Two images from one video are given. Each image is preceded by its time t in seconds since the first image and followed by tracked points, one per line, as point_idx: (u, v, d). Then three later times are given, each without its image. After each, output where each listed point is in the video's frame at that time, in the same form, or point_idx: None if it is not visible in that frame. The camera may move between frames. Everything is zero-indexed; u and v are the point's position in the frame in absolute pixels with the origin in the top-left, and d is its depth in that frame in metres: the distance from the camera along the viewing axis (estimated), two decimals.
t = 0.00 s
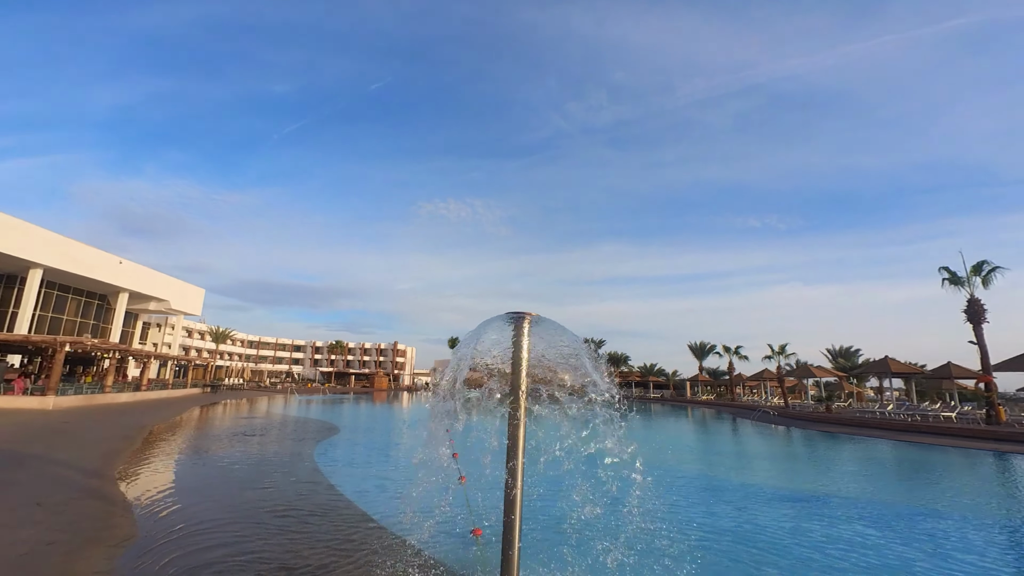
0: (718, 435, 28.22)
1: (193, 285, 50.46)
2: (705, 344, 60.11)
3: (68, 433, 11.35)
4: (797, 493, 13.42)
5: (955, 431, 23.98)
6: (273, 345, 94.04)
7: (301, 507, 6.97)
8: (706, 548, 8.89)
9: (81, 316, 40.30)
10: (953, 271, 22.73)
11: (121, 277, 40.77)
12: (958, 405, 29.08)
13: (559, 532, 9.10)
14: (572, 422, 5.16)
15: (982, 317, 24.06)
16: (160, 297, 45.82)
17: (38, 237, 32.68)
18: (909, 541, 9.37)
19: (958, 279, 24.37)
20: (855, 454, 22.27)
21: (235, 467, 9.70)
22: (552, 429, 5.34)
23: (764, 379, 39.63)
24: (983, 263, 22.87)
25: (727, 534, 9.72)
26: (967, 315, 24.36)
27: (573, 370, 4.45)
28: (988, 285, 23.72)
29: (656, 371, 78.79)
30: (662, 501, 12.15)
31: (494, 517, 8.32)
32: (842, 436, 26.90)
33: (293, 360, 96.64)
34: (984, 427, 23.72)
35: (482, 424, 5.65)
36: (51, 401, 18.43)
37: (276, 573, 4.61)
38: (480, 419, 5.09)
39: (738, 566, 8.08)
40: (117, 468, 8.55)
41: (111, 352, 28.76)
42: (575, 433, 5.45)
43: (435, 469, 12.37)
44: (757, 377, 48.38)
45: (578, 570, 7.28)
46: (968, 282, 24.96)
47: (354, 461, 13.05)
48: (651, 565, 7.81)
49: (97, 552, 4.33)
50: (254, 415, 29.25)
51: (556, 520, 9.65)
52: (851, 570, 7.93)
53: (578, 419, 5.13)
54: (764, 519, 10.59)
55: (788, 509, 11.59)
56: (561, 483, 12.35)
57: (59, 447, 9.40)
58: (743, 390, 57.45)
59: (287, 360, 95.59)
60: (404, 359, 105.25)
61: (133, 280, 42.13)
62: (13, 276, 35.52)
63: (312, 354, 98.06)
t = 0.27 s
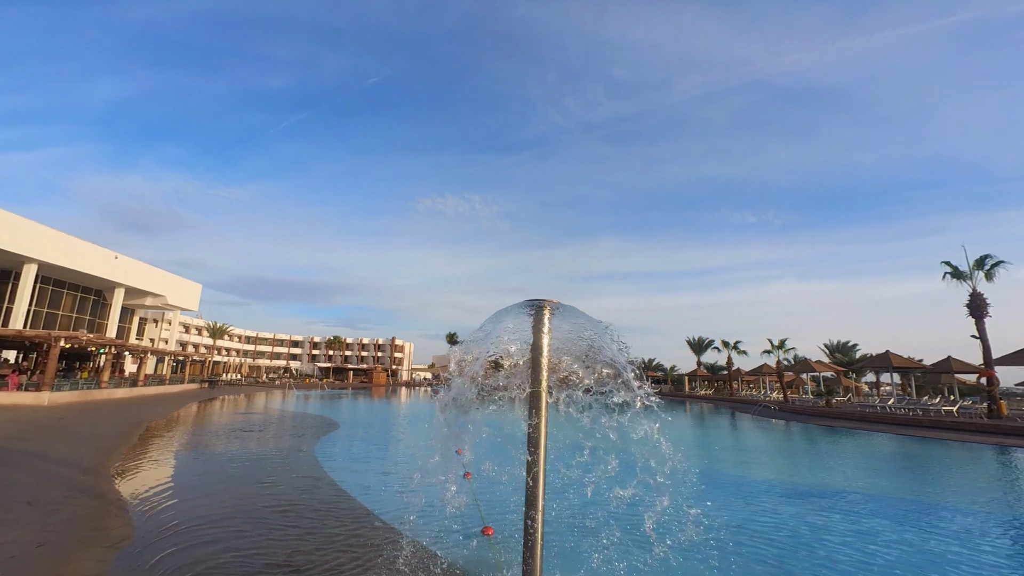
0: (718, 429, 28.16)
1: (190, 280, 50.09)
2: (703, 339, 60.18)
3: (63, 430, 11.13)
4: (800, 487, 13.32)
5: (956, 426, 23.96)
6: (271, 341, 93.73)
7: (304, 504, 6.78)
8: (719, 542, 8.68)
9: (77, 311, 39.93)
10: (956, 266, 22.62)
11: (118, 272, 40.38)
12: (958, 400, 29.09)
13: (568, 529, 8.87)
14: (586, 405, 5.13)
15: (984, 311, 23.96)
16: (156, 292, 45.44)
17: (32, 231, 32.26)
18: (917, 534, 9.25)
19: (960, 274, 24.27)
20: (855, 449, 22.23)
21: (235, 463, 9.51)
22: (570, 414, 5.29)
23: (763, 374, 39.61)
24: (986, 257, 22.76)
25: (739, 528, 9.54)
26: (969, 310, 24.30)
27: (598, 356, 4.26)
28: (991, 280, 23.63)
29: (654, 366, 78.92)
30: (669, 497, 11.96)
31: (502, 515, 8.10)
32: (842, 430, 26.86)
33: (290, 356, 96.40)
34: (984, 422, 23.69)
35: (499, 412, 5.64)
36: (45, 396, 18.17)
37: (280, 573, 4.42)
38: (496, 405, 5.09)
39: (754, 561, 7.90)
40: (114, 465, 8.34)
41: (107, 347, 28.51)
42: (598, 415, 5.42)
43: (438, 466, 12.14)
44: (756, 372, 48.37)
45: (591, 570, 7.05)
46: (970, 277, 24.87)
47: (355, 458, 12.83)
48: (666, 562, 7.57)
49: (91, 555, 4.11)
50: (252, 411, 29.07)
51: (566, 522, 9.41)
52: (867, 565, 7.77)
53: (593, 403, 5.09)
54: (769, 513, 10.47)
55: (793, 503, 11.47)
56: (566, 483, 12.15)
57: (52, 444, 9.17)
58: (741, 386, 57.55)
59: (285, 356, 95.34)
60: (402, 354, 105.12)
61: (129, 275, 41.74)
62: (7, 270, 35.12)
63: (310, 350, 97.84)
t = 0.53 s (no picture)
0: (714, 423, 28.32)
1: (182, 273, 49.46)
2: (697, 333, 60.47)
3: (54, 426, 10.88)
4: (798, 481, 13.36)
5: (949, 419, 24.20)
6: (264, 334, 93.07)
7: (307, 502, 6.62)
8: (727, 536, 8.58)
9: (66, 304, 39.30)
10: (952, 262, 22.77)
11: (107, 264, 39.73)
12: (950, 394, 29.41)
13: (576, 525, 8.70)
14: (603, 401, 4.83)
15: (978, 305, 24.19)
16: (147, 285, 44.81)
17: (19, 223, 31.57)
18: (919, 527, 9.25)
19: (955, 270, 24.43)
20: (850, 442, 22.42)
21: (232, 459, 9.32)
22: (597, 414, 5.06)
23: (758, 369, 39.89)
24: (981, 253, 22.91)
25: (746, 523, 9.45)
26: (964, 305, 24.50)
27: (630, 348, 4.07)
28: (985, 276, 23.81)
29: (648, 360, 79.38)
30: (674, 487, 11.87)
31: (509, 509, 7.95)
32: (836, 423, 27.09)
33: (283, 349, 95.86)
34: (977, 415, 23.95)
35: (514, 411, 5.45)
36: (35, 391, 17.83)
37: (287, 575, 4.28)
38: (517, 409, 4.82)
39: (761, 551, 7.81)
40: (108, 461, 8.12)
41: (98, 341, 28.07)
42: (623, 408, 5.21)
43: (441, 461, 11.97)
44: (749, 366, 48.71)
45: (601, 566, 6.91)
46: (965, 272, 25.04)
47: (355, 453, 12.64)
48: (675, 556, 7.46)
49: (87, 560, 3.92)
50: (246, 405, 28.83)
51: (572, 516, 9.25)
52: (875, 557, 7.71)
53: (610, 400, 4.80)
54: (772, 506, 10.45)
55: (793, 496, 11.49)
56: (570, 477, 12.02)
57: (43, 441, 8.92)
58: (734, 379, 58.00)
59: (278, 349, 94.79)
60: (395, 348, 104.88)
61: (119, 267, 41.08)
62: None
63: (303, 343, 97.32)
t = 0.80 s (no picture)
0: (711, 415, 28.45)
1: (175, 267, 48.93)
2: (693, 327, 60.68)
3: (50, 420, 10.73)
4: (798, 471, 13.43)
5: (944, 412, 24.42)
6: (258, 329, 92.57)
7: (315, 496, 6.58)
8: (734, 515, 8.62)
9: (57, 298, 38.80)
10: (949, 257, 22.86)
11: (99, 258, 39.18)
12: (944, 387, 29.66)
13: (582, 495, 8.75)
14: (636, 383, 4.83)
15: (974, 301, 24.26)
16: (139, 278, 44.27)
17: (8, 216, 31.02)
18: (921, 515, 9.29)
19: (952, 265, 24.53)
20: (846, 434, 22.58)
21: (234, 454, 9.24)
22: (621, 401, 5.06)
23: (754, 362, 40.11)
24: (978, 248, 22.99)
25: (750, 504, 9.51)
26: (960, 300, 24.62)
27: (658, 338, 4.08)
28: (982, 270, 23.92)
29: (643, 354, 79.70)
30: (676, 470, 11.93)
31: (518, 502, 7.91)
32: (831, 416, 27.29)
33: (278, 343, 95.42)
34: (972, 408, 24.16)
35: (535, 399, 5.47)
36: (28, 385, 17.59)
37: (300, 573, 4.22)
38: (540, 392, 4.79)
39: (767, 530, 7.87)
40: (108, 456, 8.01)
41: (91, 335, 27.72)
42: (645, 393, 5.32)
43: (444, 455, 11.91)
44: (744, 360, 48.95)
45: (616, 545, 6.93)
46: (962, 267, 25.15)
47: (358, 447, 12.58)
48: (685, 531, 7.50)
49: (96, 558, 3.81)
50: (242, 399, 28.67)
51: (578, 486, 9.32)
52: (883, 541, 7.76)
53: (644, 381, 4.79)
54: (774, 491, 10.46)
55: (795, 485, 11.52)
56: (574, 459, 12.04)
57: (39, 436, 8.80)
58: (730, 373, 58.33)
59: (273, 344, 94.36)
60: (391, 342, 104.65)
61: (111, 261, 40.55)
62: None
63: (298, 338, 96.89)
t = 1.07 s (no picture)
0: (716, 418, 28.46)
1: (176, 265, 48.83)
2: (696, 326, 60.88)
3: (55, 421, 10.65)
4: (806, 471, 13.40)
5: (949, 411, 24.37)
6: (259, 327, 92.62)
7: (328, 499, 6.55)
8: (749, 515, 8.56)
9: (59, 297, 38.74)
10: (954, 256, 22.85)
11: (100, 256, 39.07)
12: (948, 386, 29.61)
13: (595, 492, 8.69)
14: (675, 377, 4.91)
15: (980, 301, 24.19)
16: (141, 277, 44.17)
17: (9, 214, 30.90)
18: (934, 514, 9.23)
19: (958, 264, 24.46)
20: (850, 433, 22.55)
21: (242, 454, 9.19)
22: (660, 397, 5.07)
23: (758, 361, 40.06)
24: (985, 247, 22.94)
25: (762, 500, 9.49)
26: (966, 299, 24.56)
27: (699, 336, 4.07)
28: (988, 269, 23.84)
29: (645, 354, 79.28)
30: (688, 470, 11.87)
31: (534, 504, 7.84)
32: (835, 415, 27.23)
33: (279, 342, 95.41)
34: (977, 407, 24.10)
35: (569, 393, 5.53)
36: (32, 385, 17.51)
37: None
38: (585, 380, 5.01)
39: (785, 531, 7.80)
40: (117, 458, 7.96)
41: (93, 333, 27.66)
42: (683, 399, 5.40)
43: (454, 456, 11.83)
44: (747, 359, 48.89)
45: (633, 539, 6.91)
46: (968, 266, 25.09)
47: (367, 448, 12.52)
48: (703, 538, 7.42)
49: (110, 568, 3.73)
50: (245, 398, 28.64)
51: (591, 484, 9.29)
52: (900, 540, 7.70)
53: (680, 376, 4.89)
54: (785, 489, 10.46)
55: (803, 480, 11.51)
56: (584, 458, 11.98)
57: (46, 436, 8.73)
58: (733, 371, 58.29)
59: (274, 342, 94.34)
60: (392, 340, 104.68)
61: (113, 260, 40.44)
62: None
63: (299, 336, 96.86)
